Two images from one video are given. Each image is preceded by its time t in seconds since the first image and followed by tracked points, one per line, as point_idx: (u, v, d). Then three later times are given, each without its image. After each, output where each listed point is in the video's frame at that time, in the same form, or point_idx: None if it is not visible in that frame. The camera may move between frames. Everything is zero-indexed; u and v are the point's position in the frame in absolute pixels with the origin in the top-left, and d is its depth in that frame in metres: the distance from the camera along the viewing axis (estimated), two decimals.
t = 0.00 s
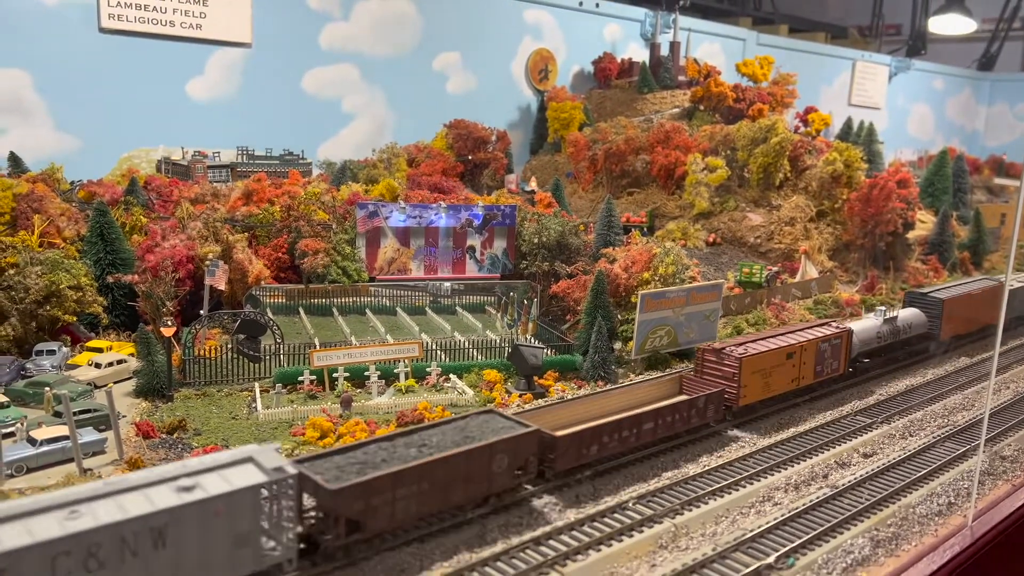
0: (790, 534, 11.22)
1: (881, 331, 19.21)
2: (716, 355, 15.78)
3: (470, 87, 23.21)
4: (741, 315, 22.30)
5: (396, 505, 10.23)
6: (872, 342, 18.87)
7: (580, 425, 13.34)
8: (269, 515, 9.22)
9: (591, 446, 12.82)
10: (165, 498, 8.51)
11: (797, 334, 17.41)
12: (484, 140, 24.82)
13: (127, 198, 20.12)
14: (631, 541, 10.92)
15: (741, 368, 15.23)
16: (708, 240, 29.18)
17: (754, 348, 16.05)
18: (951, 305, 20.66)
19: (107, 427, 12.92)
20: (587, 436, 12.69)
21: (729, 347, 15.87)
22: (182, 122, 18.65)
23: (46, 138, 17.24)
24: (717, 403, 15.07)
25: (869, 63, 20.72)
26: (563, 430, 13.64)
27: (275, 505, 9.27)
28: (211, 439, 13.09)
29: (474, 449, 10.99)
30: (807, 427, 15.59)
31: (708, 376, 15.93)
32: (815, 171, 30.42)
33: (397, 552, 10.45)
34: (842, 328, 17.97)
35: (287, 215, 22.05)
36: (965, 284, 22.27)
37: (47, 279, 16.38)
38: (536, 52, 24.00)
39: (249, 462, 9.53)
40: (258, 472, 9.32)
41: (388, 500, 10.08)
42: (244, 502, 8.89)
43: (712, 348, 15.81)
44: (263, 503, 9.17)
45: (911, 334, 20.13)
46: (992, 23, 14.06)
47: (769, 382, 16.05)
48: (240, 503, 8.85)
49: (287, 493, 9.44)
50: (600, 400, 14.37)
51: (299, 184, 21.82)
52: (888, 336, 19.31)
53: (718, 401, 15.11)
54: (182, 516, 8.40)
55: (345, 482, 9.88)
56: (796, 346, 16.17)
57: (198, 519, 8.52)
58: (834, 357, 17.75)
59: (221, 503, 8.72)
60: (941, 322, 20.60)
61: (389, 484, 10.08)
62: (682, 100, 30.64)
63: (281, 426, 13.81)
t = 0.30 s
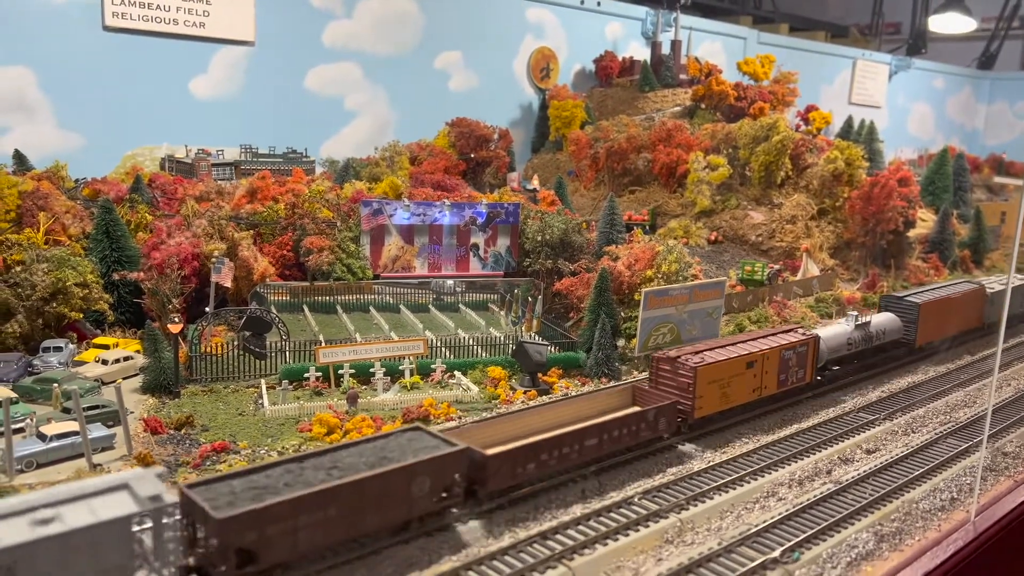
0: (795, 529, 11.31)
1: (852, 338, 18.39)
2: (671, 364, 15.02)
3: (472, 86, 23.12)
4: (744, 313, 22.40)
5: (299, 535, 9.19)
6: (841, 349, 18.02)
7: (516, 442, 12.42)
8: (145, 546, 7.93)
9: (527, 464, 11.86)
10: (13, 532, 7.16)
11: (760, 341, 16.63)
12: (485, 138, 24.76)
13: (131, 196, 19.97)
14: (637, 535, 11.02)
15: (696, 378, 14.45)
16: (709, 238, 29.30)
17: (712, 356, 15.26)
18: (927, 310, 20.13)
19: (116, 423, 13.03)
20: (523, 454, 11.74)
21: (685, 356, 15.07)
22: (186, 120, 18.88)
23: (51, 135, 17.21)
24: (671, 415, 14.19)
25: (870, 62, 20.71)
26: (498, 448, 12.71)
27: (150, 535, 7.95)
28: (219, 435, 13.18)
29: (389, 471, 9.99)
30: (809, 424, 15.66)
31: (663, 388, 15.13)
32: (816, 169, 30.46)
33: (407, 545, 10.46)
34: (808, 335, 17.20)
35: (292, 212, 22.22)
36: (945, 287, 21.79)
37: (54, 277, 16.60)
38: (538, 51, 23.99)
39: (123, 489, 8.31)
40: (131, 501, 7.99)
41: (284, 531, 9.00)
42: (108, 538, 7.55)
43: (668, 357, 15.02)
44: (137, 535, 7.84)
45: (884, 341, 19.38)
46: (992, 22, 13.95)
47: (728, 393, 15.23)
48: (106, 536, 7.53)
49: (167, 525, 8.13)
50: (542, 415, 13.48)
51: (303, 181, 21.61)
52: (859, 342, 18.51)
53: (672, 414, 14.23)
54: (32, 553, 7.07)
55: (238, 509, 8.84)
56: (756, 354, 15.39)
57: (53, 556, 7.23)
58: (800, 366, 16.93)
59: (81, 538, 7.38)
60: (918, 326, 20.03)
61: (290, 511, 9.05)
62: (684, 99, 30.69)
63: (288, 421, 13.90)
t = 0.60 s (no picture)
0: (800, 526, 11.35)
1: (822, 345, 17.52)
2: (620, 376, 14.04)
3: (473, 84, 23.19)
4: (746, 311, 22.45)
5: (176, 571, 8.31)
6: (810, 358, 17.19)
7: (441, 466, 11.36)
8: None
9: (452, 487, 10.89)
10: None
11: (721, 351, 15.70)
12: (489, 136, 24.52)
13: (135, 193, 19.96)
14: (644, 532, 11.05)
15: (646, 392, 13.45)
16: (710, 236, 29.25)
17: (666, 367, 14.27)
18: (903, 315, 19.22)
19: (122, 420, 13.13)
20: (447, 477, 10.75)
21: (637, 367, 14.09)
22: (190, 118, 18.95)
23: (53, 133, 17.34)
24: (618, 431, 13.19)
25: (869, 60, 20.73)
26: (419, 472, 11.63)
27: None
28: (224, 432, 13.21)
29: (286, 500, 9.14)
30: (813, 422, 15.68)
31: (612, 401, 14.22)
32: (818, 168, 30.41)
33: (413, 543, 10.53)
34: (771, 343, 16.25)
35: (295, 210, 21.90)
36: (924, 291, 20.98)
37: (58, 273, 16.66)
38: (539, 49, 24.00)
39: None
40: None
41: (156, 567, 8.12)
42: None
43: (617, 369, 14.06)
44: None
45: (857, 347, 18.43)
46: (991, 21, 13.77)
47: (682, 406, 14.26)
48: None
49: None
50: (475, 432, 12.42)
51: (306, 180, 21.68)
52: (829, 350, 17.57)
53: (621, 430, 13.25)
54: None
55: (103, 544, 7.98)
56: (711, 363, 14.47)
57: None
58: (763, 376, 15.99)
59: None
60: (893, 333, 19.08)
61: (165, 546, 8.18)
62: (685, 96, 30.78)
63: (293, 419, 13.92)
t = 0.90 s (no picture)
0: (808, 520, 11.36)
1: (789, 351, 16.69)
2: (564, 385, 13.01)
3: (476, 81, 23.18)
4: (750, 307, 22.50)
5: None
6: (776, 366, 16.35)
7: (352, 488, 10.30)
8: None
9: (365, 513, 9.88)
10: None
11: (675, 358, 14.63)
12: (491, 133, 24.53)
13: (139, 189, 20.03)
14: (652, 526, 11.07)
15: (589, 404, 12.42)
16: (713, 233, 29.29)
17: (613, 375, 13.25)
18: (877, 319, 18.31)
19: (129, 415, 13.18)
20: (358, 502, 9.74)
21: (583, 375, 13.07)
22: (193, 115, 18.91)
23: (57, 129, 17.41)
24: (560, 445, 12.18)
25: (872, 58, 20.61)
26: (327, 495, 10.45)
27: None
28: (231, 426, 13.22)
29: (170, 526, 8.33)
30: (819, 417, 15.70)
31: (555, 414, 13.15)
32: (821, 164, 30.28)
33: (422, 535, 10.55)
34: (732, 349, 15.22)
35: (300, 206, 21.91)
36: (900, 294, 20.12)
37: (63, 269, 16.65)
38: (543, 46, 23.85)
39: None
40: None
41: None
42: None
43: (561, 377, 13.02)
44: None
45: (826, 355, 17.54)
46: (993, 19, 13.77)
47: (630, 418, 13.21)
48: None
49: None
50: (395, 449, 11.24)
51: (310, 175, 21.74)
52: (796, 357, 16.70)
53: (562, 446, 12.23)
54: None
55: None
56: (663, 372, 13.43)
57: None
58: (722, 386, 14.98)
59: None
60: (866, 338, 18.16)
61: None
62: (687, 93, 30.87)
63: (300, 413, 13.94)
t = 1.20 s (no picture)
0: (817, 514, 11.43)
1: (754, 359, 15.49)
2: (499, 398, 11.95)
3: (479, 79, 23.09)
4: (755, 304, 22.58)
5: None
6: (739, 375, 15.15)
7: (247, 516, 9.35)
8: None
9: (260, 544, 8.99)
10: None
11: (626, 367, 13.60)
12: (496, 130, 24.62)
13: (146, 186, 20.22)
14: (662, 520, 11.14)
15: (525, 420, 11.44)
16: (718, 230, 29.34)
17: (554, 387, 12.19)
18: (849, 325, 17.29)
19: (141, 410, 13.32)
20: (251, 533, 8.85)
21: (522, 387, 12.01)
22: (198, 113, 18.97)
23: (64, 127, 17.52)
24: (491, 466, 11.16)
25: (873, 57, 20.64)
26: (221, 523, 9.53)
27: None
28: (241, 422, 13.27)
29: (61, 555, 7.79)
30: (825, 413, 15.77)
31: (492, 429, 12.16)
32: (825, 162, 30.38)
33: (435, 529, 10.60)
34: (689, 358, 14.12)
35: (307, 203, 22.05)
36: (877, 298, 19.14)
37: (72, 266, 16.88)
38: (547, 43, 23.53)
39: None
40: None
41: None
42: None
43: (497, 390, 11.96)
44: None
45: (793, 362, 16.40)
46: (994, 18, 13.33)
47: (572, 434, 12.20)
48: None
49: None
50: (299, 474, 10.19)
51: (316, 172, 21.74)
52: (761, 365, 15.51)
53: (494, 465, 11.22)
54: None
55: None
56: (609, 385, 12.36)
57: None
58: (678, 397, 13.92)
59: None
60: (838, 345, 17.15)
61: None
62: (691, 91, 31.02)
63: (309, 409, 13.99)
